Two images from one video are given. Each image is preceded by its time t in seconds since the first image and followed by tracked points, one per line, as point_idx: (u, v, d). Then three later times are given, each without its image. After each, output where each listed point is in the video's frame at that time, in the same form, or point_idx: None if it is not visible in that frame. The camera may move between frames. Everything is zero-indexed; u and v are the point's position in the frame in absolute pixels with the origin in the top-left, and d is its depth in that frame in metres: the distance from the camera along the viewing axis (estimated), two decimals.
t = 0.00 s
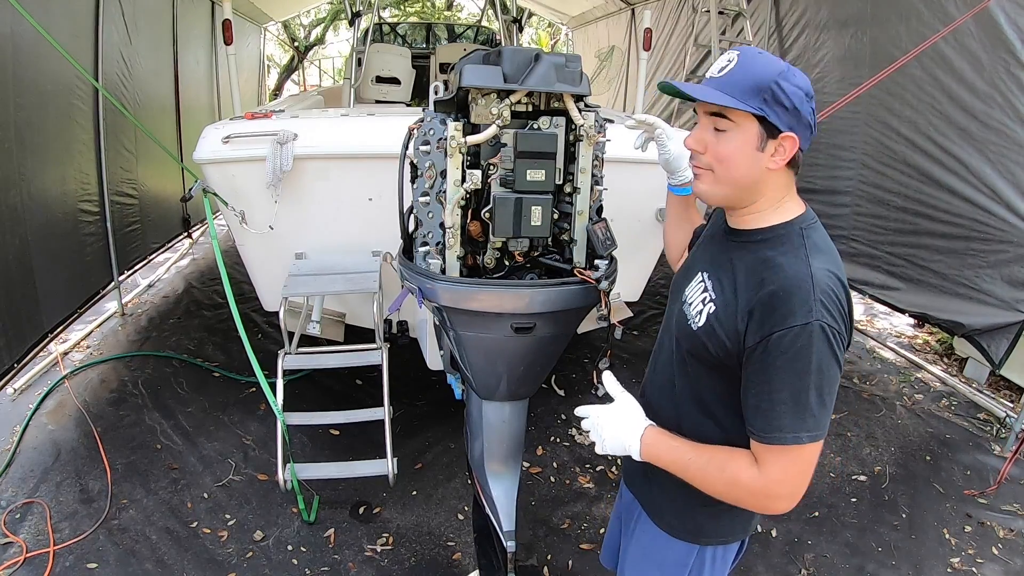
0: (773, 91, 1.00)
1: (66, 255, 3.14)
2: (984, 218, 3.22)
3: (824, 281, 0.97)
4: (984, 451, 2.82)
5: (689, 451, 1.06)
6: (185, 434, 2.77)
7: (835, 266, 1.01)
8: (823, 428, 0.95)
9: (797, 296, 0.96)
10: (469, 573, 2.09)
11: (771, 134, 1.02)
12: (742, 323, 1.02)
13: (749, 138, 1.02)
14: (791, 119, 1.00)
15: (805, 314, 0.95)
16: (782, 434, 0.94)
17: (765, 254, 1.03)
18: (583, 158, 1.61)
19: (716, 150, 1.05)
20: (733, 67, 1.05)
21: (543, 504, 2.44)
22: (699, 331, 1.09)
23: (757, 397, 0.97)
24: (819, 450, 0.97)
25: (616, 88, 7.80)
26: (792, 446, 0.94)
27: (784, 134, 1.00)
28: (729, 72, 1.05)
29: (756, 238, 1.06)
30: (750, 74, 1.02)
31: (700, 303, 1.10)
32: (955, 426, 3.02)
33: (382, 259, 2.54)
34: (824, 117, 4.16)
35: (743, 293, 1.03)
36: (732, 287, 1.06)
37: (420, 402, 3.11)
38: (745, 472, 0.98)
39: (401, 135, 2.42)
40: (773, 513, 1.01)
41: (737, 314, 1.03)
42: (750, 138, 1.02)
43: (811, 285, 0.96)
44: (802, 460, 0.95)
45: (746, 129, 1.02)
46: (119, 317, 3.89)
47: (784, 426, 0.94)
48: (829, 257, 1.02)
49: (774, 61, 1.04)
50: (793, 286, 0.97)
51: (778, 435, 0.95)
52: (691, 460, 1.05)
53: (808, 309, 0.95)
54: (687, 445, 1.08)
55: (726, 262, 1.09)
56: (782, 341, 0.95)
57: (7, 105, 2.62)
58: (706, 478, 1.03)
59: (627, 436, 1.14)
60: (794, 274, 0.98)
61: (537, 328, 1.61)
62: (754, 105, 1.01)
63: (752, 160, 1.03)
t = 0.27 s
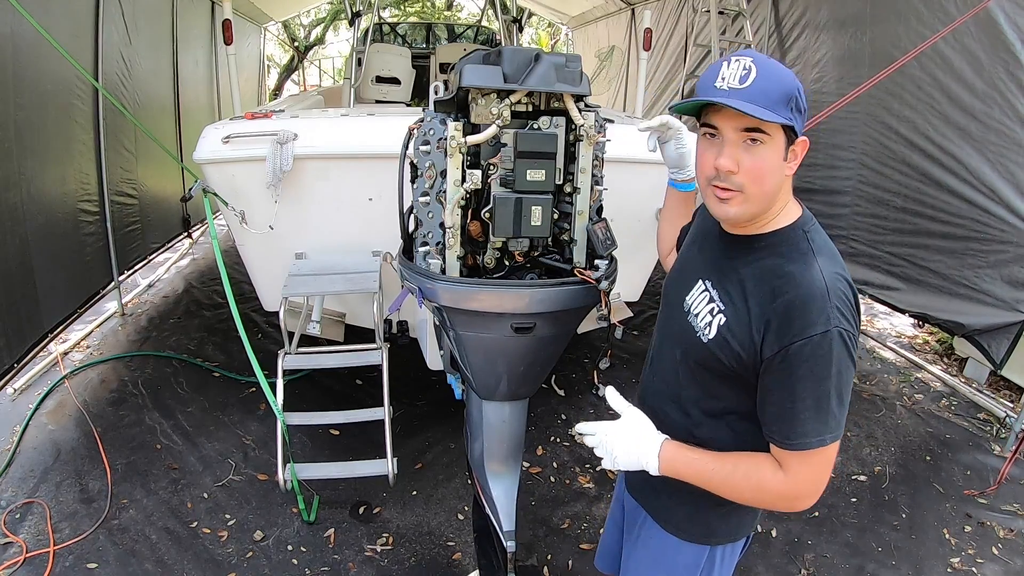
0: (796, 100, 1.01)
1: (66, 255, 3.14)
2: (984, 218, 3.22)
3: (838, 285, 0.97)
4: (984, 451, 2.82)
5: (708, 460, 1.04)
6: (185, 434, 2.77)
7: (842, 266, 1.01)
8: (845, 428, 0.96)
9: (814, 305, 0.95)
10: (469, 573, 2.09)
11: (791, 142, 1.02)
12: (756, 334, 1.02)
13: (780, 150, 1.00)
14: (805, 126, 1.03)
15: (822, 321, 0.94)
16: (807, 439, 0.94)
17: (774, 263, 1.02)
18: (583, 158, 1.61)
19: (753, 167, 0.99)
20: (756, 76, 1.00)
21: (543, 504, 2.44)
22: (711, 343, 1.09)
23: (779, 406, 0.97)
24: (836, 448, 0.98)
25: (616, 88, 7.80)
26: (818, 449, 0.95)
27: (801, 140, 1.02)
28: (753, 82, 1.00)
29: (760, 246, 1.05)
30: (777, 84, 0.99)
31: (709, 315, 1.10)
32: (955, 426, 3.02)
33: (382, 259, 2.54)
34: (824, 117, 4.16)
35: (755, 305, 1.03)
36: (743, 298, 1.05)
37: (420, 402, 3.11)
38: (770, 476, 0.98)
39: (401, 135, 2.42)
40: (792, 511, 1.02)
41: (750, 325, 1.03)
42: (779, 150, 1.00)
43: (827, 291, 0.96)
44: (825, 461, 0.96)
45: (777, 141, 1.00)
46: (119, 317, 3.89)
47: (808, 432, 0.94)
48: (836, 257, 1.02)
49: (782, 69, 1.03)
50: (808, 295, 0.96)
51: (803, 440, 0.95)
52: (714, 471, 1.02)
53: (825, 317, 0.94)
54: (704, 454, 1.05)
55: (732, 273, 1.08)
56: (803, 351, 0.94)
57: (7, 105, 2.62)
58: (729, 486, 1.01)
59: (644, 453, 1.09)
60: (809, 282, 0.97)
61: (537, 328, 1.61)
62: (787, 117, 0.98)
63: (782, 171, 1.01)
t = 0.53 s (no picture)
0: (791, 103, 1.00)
1: (66, 254, 3.14)
2: (984, 218, 3.22)
3: (839, 291, 0.97)
4: (984, 451, 2.82)
5: (711, 468, 1.04)
6: (185, 434, 2.77)
7: (843, 270, 1.01)
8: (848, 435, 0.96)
9: (815, 313, 0.95)
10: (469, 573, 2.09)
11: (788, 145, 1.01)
12: (757, 342, 1.01)
13: (774, 155, 1.00)
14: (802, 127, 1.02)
15: (824, 329, 0.94)
16: (809, 449, 0.94)
17: (773, 269, 1.02)
18: (583, 158, 1.61)
19: (746, 174, 0.99)
20: (746, 81, 1.00)
21: (543, 504, 2.44)
22: (711, 352, 1.08)
23: (781, 415, 0.97)
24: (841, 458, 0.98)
25: (616, 88, 7.80)
26: (822, 459, 0.95)
27: (800, 143, 1.01)
28: (743, 87, 1.00)
29: (759, 253, 1.05)
30: (769, 88, 0.99)
31: (709, 323, 1.10)
32: (955, 426, 3.02)
33: (382, 259, 2.54)
34: (824, 117, 4.15)
35: (755, 313, 1.02)
36: (743, 306, 1.05)
37: (420, 402, 3.11)
38: (773, 486, 0.98)
39: (401, 135, 2.42)
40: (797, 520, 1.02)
41: (751, 334, 1.03)
42: (775, 155, 1.00)
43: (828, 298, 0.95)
44: (829, 471, 0.96)
45: (771, 146, 0.99)
46: (119, 317, 3.89)
47: (811, 440, 0.94)
48: (837, 261, 1.01)
49: (777, 70, 1.03)
50: (809, 303, 0.95)
51: (805, 450, 0.94)
52: (717, 481, 1.03)
53: (827, 324, 0.94)
54: (708, 463, 1.05)
55: (732, 280, 1.08)
56: (804, 359, 0.94)
57: (7, 106, 2.63)
58: (732, 494, 1.01)
59: (644, 465, 1.10)
60: (809, 289, 0.97)
61: (537, 328, 1.61)
62: (780, 122, 0.98)
63: (778, 176, 1.01)
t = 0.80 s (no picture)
0: (733, 111, 0.99)
1: (66, 254, 3.14)
2: (984, 218, 3.22)
3: (837, 309, 0.95)
4: (984, 451, 2.82)
5: (697, 480, 1.03)
6: (185, 434, 2.77)
7: (845, 287, 0.99)
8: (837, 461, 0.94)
9: (807, 330, 0.94)
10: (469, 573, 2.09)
11: (737, 155, 1.00)
12: (750, 355, 1.01)
13: (715, 163, 1.02)
14: (757, 139, 0.97)
15: (817, 348, 0.93)
16: (794, 470, 0.93)
17: (772, 281, 1.01)
18: (583, 158, 1.61)
19: (686, 176, 1.07)
20: (700, 84, 1.06)
21: (543, 504, 2.44)
22: (706, 361, 1.08)
23: (769, 433, 0.96)
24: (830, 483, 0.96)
25: (616, 88, 7.80)
26: (806, 482, 0.93)
27: (752, 158, 0.98)
28: (697, 89, 1.06)
29: (758, 263, 1.04)
30: (710, 95, 1.02)
31: (706, 330, 1.09)
32: (955, 426, 3.02)
33: (382, 259, 2.54)
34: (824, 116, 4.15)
35: (750, 325, 1.02)
36: (739, 317, 1.04)
37: (420, 402, 3.11)
38: (756, 504, 0.97)
39: (401, 135, 2.42)
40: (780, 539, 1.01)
41: (745, 345, 1.02)
42: (715, 162, 1.02)
43: (822, 317, 0.94)
44: (814, 494, 0.94)
45: (710, 154, 1.02)
46: (119, 317, 3.89)
47: (797, 462, 0.93)
48: (841, 277, 1.00)
49: (743, 74, 1.01)
50: (803, 319, 0.94)
51: (790, 472, 0.93)
52: (700, 492, 1.02)
53: (820, 343, 0.93)
54: (693, 473, 1.05)
55: (731, 289, 1.08)
56: (794, 377, 0.93)
57: (7, 106, 2.62)
58: (714, 507, 1.00)
59: (629, 467, 1.12)
60: (805, 304, 0.96)
61: (537, 328, 1.61)
62: (713, 129, 1.01)
63: (718, 183, 1.03)
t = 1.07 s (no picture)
0: (736, 109, 0.98)
1: (66, 255, 3.14)
2: (985, 218, 3.22)
3: (831, 322, 0.94)
4: (984, 451, 2.82)
5: (685, 491, 1.02)
6: (185, 434, 2.77)
7: (841, 298, 0.98)
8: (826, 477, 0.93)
9: (799, 343, 0.93)
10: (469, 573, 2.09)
11: (739, 155, 1.00)
12: (741, 365, 1.00)
13: (716, 161, 1.02)
14: (759, 140, 0.97)
15: (807, 361, 0.92)
16: (782, 486, 0.92)
17: (766, 291, 1.01)
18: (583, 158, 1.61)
19: (684, 172, 1.07)
20: (704, 78, 1.05)
21: (543, 504, 2.44)
22: (699, 368, 1.08)
23: (757, 445, 0.95)
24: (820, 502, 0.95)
25: (616, 88, 7.80)
26: (795, 498, 0.92)
27: (752, 158, 0.98)
28: (700, 83, 1.06)
29: (755, 271, 1.04)
30: (714, 90, 1.01)
31: (700, 338, 1.09)
32: (955, 426, 3.02)
33: (382, 259, 2.54)
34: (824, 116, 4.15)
35: (743, 334, 1.01)
36: (734, 326, 1.04)
37: (420, 402, 3.11)
38: (742, 519, 0.96)
39: (401, 136, 2.42)
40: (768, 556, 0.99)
41: (737, 355, 1.02)
42: (715, 160, 1.02)
43: (815, 329, 0.93)
44: (803, 511, 0.93)
45: (710, 151, 1.02)
46: (119, 317, 3.89)
47: (786, 478, 0.92)
48: (838, 289, 0.99)
49: (750, 71, 0.99)
50: (795, 330, 0.94)
51: (779, 488, 0.92)
52: (688, 502, 1.01)
53: (811, 357, 0.92)
54: (682, 483, 1.04)
55: (727, 297, 1.08)
56: (783, 390, 0.93)
57: (7, 106, 2.63)
58: (700, 518, 1.00)
59: (620, 472, 1.13)
60: (798, 316, 0.95)
61: (537, 328, 1.61)
62: (715, 126, 1.00)
63: (716, 182, 1.03)
